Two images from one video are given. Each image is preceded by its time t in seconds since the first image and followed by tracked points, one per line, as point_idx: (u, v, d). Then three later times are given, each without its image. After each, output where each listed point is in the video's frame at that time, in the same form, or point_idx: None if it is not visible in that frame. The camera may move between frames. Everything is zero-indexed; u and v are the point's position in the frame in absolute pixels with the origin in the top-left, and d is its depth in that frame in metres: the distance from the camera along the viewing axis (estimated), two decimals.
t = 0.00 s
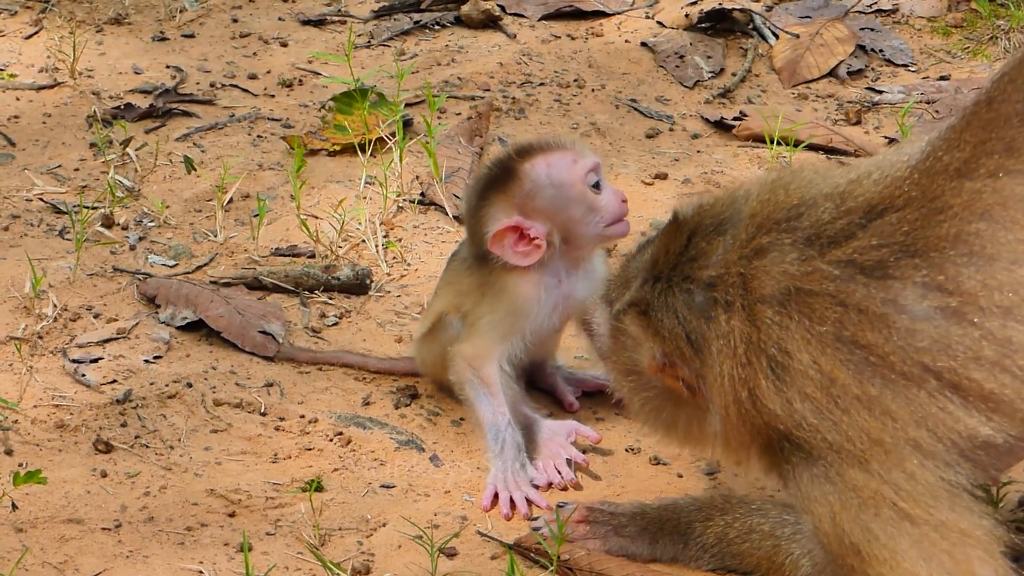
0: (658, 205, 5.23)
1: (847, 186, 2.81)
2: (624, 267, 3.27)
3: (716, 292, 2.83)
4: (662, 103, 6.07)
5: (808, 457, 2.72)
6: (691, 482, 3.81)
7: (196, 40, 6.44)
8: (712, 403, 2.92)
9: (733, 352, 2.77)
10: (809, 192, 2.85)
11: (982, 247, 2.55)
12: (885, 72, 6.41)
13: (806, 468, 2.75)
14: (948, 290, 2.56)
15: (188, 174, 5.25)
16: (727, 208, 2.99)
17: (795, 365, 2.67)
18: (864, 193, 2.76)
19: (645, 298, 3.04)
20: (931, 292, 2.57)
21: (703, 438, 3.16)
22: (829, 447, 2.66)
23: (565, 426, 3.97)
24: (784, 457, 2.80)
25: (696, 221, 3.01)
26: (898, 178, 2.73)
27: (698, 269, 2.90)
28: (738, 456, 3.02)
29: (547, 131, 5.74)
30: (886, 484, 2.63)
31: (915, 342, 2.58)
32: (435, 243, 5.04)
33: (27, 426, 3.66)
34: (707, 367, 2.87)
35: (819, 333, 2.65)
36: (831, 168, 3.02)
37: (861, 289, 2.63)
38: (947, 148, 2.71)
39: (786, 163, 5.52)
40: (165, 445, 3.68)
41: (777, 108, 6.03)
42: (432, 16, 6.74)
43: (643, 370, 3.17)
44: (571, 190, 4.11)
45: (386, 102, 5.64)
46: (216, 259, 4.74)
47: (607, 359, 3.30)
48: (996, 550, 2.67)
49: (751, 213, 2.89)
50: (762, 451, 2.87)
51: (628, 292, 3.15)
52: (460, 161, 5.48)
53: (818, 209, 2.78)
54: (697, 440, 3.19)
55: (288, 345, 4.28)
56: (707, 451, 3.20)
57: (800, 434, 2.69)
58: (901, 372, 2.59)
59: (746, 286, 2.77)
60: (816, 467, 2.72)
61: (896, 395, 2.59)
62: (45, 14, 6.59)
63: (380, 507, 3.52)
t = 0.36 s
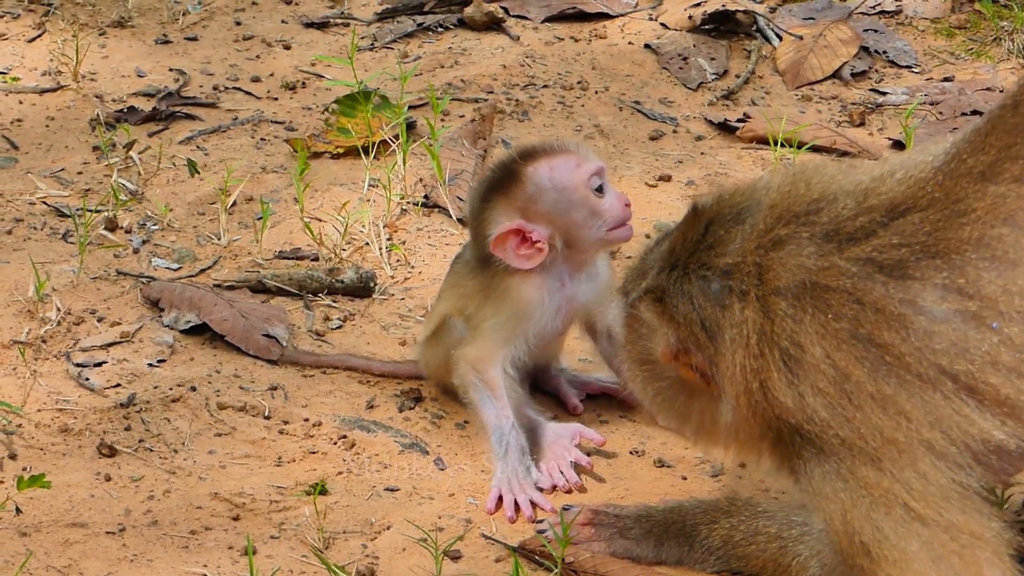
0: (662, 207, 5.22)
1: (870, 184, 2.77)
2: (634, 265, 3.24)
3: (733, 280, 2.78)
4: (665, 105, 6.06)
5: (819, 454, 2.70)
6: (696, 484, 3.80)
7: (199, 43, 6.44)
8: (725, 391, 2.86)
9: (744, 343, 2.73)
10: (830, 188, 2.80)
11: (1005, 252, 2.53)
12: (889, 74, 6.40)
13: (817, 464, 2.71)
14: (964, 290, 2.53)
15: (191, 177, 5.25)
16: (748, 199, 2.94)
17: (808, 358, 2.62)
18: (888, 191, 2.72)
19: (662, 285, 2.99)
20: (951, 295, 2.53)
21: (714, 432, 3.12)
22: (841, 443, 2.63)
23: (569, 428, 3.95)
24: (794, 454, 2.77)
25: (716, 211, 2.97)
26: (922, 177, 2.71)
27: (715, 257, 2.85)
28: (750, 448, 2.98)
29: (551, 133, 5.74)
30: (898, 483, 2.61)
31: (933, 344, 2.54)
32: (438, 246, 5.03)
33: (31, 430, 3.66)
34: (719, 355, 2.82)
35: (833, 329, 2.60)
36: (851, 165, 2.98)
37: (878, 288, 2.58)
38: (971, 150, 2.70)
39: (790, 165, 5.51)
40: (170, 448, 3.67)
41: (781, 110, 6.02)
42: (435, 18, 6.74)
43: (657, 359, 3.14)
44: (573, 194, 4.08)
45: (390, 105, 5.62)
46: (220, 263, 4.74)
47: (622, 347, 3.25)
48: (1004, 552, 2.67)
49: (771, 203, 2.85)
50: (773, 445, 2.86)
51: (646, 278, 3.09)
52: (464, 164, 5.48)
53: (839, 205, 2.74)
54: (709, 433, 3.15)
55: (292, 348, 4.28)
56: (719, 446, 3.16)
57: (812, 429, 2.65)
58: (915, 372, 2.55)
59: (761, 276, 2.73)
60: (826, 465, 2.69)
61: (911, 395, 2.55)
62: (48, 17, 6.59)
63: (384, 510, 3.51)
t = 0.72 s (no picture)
0: (665, 208, 5.22)
1: (885, 182, 2.82)
2: (647, 259, 3.29)
3: (746, 269, 2.83)
4: (668, 105, 6.06)
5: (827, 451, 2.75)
6: (699, 483, 3.80)
7: (202, 43, 6.44)
8: (734, 380, 2.92)
9: (753, 336, 2.78)
10: (846, 184, 2.84)
11: (1015, 255, 2.57)
12: (892, 74, 6.39)
13: (824, 461, 2.77)
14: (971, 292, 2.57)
15: (195, 177, 5.25)
16: (765, 190, 2.97)
17: (816, 354, 2.67)
18: (901, 190, 2.77)
19: (676, 271, 3.04)
20: (961, 296, 2.58)
21: (721, 424, 3.15)
22: (846, 441, 2.69)
23: (572, 428, 3.93)
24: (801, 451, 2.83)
25: (733, 201, 2.99)
26: (934, 177, 2.76)
27: (730, 245, 2.89)
28: (757, 439, 3.01)
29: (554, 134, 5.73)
30: (904, 481, 2.66)
31: (941, 343, 2.59)
32: (441, 246, 5.03)
33: (34, 429, 3.66)
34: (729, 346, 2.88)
35: (842, 327, 2.65)
36: (863, 162, 3.02)
37: (889, 287, 2.64)
38: (984, 153, 2.76)
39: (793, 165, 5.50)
40: (173, 447, 3.68)
41: (784, 111, 6.02)
42: (438, 18, 6.74)
43: (669, 347, 3.18)
44: (576, 196, 4.06)
45: (394, 105, 5.64)
46: (223, 263, 4.74)
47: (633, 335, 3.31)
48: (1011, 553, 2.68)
49: (786, 195, 2.88)
50: (781, 442, 2.89)
51: (660, 267, 3.14)
52: (467, 164, 5.48)
53: (853, 201, 2.78)
54: (717, 425, 3.18)
55: (294, 348, 4.28)
56: (727, 438, 3.19)
57: (818, 426, 2.72)
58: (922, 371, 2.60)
59: (773, 269, 2.77)
60: (834, 461, 2.75)
61: (918, 395, 2.60)
62: (51, 17, 6.59)
63: (387, 510, 3.51)
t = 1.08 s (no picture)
0: (671, 208, 5.21)
1: (896, 181, 2.80)
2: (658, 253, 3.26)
3: (757, 263, 2.82)
4: (673, 105, 6.05)
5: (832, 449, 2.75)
6: (704, 483, 3.79)
7: (207, 43, 6.44)
8: (742, 375, 2.91)
9: (762, 333, 2.78)
10: (857, 182, 2.83)
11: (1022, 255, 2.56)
12: (897, 74, 6.38)
13: (830, 459, 2.76)
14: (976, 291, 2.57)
15: (200, 177, 5.25)
16: (779, 186, 2.96)
17: (823, 352, 2.67)
18: (911, 189, 2.75)
19: (688, 264, 3.03)
20: (967, 296, 2.57)
21: (730, 419, 3.12)
22: (852, 440, 2.69)
23: (578, 428, 3.95)
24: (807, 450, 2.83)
25: (746, 196, 2.98)
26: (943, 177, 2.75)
27: (743, 239, 2.87)
28: (765, 435, 2.98)
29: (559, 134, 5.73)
30: (911, 480, 2.65)
31: (948, 343, 2.58)
32: (446, 246, 5.03)
33: (39, 429, 3.66)
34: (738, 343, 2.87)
35: (850, 326, 2.65)
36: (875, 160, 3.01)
37: (896, 286, 2.63)
38: (993, 153, 2.73)
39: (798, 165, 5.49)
40: (178, 447, 3.67)
41: (789, 110, 6.01)
42: (443, 18, 6.73)
43: (678, 341, 3.14)
44: (581, 195, 4.05)
45: (398, 104, 5.63)
46: (229, 262, 4.73)
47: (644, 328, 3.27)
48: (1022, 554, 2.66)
49: (801, 191, 2.87)
50: (786, 440, 2.89)
51: (674, 260, 3.13)
52: (472, 164, 5.47)
53: (861, 200, 2.77)
54: (726, 419, 3.14)
55: (300, 347, 4.27)
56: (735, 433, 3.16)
57: (825, 424, 2.72)
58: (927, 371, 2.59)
59: (783, 265, 2.77)
60: (839, 460, 2.75)
61: (924, 395, 2.60)
62: (56, 17, 6.59)
63: (393, 509, 3.51)
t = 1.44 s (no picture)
0: (673, 207, 5.21)
1: (906, 177, 2.80)
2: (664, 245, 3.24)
3: (766, 255, 2.80)
4: (675, 104, 6.05)
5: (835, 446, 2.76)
6: (706, 482, 3.79)
7: (209, 42, 6.44)
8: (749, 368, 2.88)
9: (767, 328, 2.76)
10: (867, 178, 2.82)
11: None
12: (899, 74, 6.38)
13: (834, 455, 2.78)
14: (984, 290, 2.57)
15: (202, 175, 5.25)
16: (788, 179, 2.94)
17: (831, 347, 2.68)
18: (921, 186, 2.75)
19: (696, 256, 3.00)
20: (976, 296, 2.57)
21: (734, 412, 3.09)
22: (857, 435, 2.70)
23: (580, 427, 3.96)
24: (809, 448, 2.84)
25: (756, 189, 2.96)
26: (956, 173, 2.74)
27: (751, 231, 2.86)
28: (770, 427, 2.95)
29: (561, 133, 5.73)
30: (913, 479, 2.67)
31: (956, 343, 2.58)
32: (448, 245, 5.03)
33: (41, 427, 3.66)
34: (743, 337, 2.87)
35: (858, 322, 2.65)
36: (881, 157, 3.00)
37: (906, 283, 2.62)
38: (1004, 152, 2.73)
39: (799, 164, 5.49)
40: (179, 446, 3.67)
41: (791, 110, 6.00)
42: (446, 18, 6.73)
43: (684, 333, 3.10)
44: (578, 194, 4.04)
45: (400, 104, 5.59)
46: (230, 261, 4.73)
47: (647, 319, 3.23)
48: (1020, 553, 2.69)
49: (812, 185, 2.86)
50: (789, 432, 2.90)
51: (679, 252, 3.10)
52: (474, 163, 5.47)
53: (872, 195, 2.76)
54: (730, 412, 3.11)
55: (301, 347, 4.27)
56: (739, 426, 3.13)
57: (831, 419, 2.73)
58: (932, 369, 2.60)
59: (793, 257, 2.75)
60: (844, 456, 2.76)
61: (931, 392, 2.61)
62: (59, 16, 6.59)
63: (395, 508, 3.51)
